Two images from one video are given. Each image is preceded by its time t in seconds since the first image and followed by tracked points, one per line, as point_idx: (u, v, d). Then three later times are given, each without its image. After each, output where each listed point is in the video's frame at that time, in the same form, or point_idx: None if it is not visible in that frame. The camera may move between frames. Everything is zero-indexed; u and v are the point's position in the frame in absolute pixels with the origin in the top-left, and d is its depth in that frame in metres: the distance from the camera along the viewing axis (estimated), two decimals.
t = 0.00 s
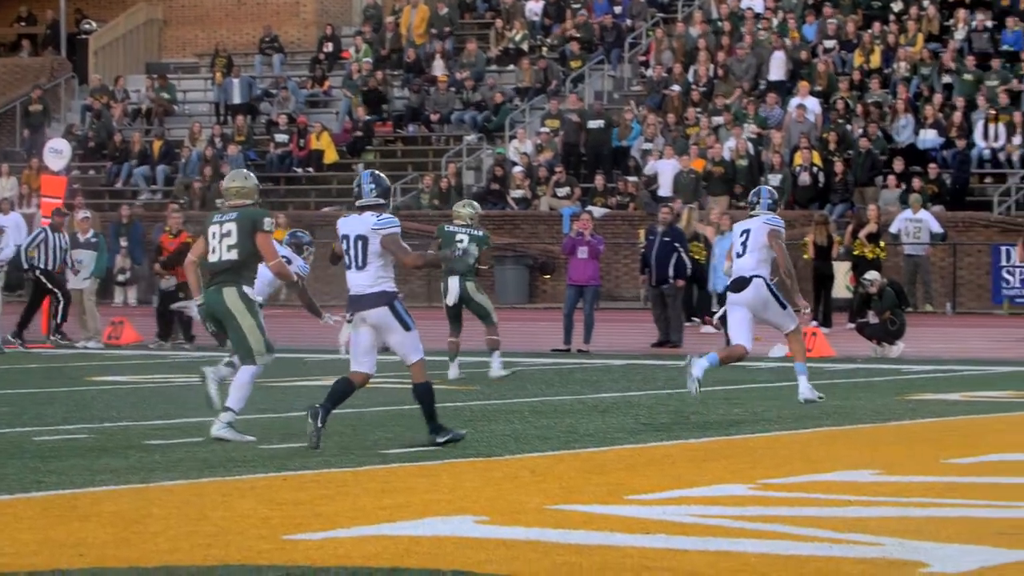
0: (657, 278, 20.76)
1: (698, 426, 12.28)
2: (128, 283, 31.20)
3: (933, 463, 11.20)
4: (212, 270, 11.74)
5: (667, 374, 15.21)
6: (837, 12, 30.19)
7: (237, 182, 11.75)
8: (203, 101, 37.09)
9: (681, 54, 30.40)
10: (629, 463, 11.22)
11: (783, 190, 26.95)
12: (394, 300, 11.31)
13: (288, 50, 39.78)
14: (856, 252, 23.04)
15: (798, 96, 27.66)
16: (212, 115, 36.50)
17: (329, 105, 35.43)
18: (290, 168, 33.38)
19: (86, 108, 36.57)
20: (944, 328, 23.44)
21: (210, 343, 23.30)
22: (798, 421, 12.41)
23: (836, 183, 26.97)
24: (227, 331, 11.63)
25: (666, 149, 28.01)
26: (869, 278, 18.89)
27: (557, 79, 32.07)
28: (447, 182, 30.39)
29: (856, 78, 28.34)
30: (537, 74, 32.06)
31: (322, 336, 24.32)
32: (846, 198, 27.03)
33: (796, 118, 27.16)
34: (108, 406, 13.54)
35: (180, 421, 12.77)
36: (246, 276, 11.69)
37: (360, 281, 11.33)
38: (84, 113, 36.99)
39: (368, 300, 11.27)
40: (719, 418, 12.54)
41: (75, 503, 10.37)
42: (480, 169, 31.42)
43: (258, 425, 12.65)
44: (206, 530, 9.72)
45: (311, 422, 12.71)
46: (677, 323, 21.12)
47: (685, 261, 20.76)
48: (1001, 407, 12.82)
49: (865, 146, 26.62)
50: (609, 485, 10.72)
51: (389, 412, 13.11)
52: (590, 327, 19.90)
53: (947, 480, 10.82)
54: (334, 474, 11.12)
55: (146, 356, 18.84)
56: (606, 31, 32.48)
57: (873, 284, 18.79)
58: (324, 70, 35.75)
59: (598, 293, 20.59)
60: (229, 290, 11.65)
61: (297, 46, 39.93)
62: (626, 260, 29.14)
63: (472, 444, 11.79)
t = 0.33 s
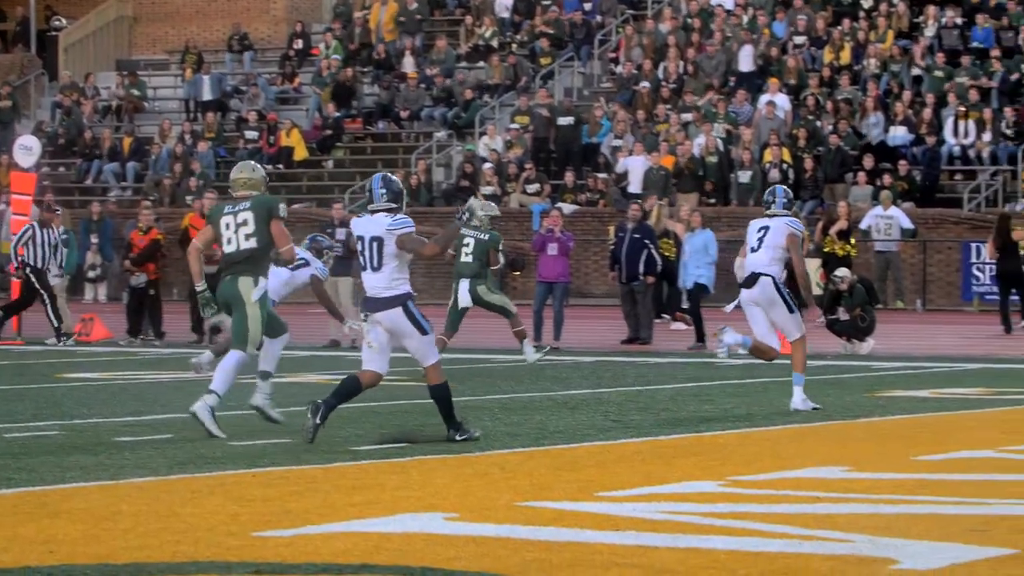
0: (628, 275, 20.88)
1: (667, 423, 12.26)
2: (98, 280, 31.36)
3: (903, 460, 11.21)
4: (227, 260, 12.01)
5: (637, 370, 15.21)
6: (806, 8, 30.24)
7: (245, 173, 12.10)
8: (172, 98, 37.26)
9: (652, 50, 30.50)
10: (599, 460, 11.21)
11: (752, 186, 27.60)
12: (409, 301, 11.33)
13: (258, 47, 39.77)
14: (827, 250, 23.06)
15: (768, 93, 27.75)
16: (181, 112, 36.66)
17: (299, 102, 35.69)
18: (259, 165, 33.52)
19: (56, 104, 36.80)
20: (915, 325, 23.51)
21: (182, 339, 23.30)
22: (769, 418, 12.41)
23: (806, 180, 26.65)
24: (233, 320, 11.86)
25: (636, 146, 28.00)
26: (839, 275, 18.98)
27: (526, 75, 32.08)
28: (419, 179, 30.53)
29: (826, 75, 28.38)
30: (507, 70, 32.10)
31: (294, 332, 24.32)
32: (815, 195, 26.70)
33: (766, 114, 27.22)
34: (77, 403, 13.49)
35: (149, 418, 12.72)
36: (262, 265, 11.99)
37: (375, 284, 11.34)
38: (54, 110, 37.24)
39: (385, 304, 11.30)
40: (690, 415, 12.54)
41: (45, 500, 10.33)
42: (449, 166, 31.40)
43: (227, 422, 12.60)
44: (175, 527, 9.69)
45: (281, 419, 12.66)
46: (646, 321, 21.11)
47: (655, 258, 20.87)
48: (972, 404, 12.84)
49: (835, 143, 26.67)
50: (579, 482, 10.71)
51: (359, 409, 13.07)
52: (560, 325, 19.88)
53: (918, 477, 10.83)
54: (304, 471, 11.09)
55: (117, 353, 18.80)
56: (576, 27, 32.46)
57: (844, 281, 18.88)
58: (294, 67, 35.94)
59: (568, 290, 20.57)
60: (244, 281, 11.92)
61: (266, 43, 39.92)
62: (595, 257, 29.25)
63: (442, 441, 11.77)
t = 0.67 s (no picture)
0: (599, 273, 20.88)
1: (638, 420, 12.27)
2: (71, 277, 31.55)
3: (874, 457, 11.22)
4: (239, 249, 11.94)
5: (608, 367, 15.23)
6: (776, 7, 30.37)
7: (253, 167, 12.10)
8: (144, 95, 37.53)
9: (623, 47, 30.48)
10: (569, 457, 11.21)
11: (724, 183, 27.97)
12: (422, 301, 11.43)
13: (230, 44, 39.84)
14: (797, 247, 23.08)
15: (740, 90, 27.78)
16: (153, 109, 36.94)
17: (270, 100, 35.72)
18: (231, 161, 33.51)
19: (29, 101, 37.08)
20: (885, 321, 23.64)
21: (155, 335, 23.31)
22: (740, 415, 12.42)
23: (776, 177, 27.21)
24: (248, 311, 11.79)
25: (609, 143, 28.08)
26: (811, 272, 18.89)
27: (498, 72, 32.12)
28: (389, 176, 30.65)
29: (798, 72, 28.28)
30: (478, 68, 32.16)
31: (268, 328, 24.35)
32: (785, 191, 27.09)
33: (738, 112, 27.34)
34: (49, 399, 13.44)
35: (120, 415, 12.68)
36: (275, 257, 11.95)
37: (386, 283, 11.45)
38: (27, 106, 37.50)
39: (396, 303, 11.40)
40: (661, 412, 12.55)
41: (16, 497, 10.30)
42: (421, 164, 31.70)
43: (198, 418, 12.58)
44: (145, 524, 9.66)
45: (252, 415, 12.64)
46: (617, 318, 21.20)
47: (626, 255, 20.86)
48: (943, 401, 12.88)
49: (806, 140, 26.71)
50: (550, 479, 10.71)
51: (329, 405, 13.06)
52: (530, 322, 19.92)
53: (889, 474, 10.85)
54: (275, 468, 11.09)
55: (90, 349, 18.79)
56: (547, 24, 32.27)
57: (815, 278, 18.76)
58: (265, 64, 36.14)
59: (539, 286, 20.64)
60: (260, 271, 11.87)
61: (238, 40, 39.94)
62: (567, 253, 29.39)
63: (413, 437, 11.77)
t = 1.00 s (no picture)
0: (566, 269, 20.95)
1: (605, 417, 12.29)
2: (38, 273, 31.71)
3: (840, 455, 11.24)
4: (242, 247, 11.93)
5: (574, 364, 15.26)
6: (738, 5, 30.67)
7: (257, 168, 12.09)
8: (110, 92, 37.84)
9: (589, 44, 30.64)
10: (536, 454, 11.22)
11: (691, 180, 27.99)
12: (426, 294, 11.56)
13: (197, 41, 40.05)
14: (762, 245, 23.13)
15: (706, 86, 28.11)
16: (120, 106, 37.30)
17: (237, 97, 35.89)
18: (197, 159, 33.82)
19: None
20: (851, 317, 23.80)
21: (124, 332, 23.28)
22: (707, 413, 12.45)
23: (744, 173, 27.37)
24: (262, 313, 11.83)
25: (575, 142, 28.27)
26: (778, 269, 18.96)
27: (464, 69, 32.26)
28: (355, 172, 30.79)
29: (765, 69, 28.39)
30: (444, 64, 32.29)
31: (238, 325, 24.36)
32: (753, 189, 27.36)
33: (704, 109, 27.77)
34: (15, 397, 13.39)
35: (86, 412, 12.64)
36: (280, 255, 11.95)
37: (392, 274, 11.59)
38: None
39: (401, 294, 11.52)
40: (628, 409, 12.57)
41: None
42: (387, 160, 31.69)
43: (165, 415, 12.54)
44: (111, 521, 9.63)
45: (218, 413, 12.62)
46: (583, 315, 21.17)
47: (593, 252, 20.94)
48: (909, 398, 12.93)
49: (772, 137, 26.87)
50: (516, 476, 10.70)
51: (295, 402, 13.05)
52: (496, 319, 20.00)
53: (856, 471, 10.87)
54: (242, 465, 11.06)
55: (57, 346, 18.77)
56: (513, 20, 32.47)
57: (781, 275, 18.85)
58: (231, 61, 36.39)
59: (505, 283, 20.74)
60: (265, 270, 11.88)
61: (205, 37, 40.71)
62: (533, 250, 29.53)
63: (378, 434, 11.76)
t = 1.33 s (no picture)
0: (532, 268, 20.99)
1: (572, 415, 12.30)
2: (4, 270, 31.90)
3: (805, 453, 11.27)
4: (243, 253, 11.99)
5: (540, 362, 15.28)
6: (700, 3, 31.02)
7: (262, 175, 12.11)
8: (77, 90, 38.15)
9: (555, 42, 30.77)
10: (502, 452, 11.22)
11: (657, 177, 28.22)
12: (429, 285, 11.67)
13: (163, 39, 40.31)
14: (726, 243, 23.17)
15: (673, 85, 28.37)
16: (86, 104, 37.69)
17: (203, 95, 36.30)
18: (164, 156, 34.51)
19: None
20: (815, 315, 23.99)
21: (92, 330, 23.23)
22: (673, 411, 12.46)
23: (710, 172, 27.46)
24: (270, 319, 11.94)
25: (542, 140, 28.34)
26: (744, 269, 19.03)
27: (430, 67, 32.44)
28: (320, 171, 31.08)
29: (731, 67, 28.56)
30: (410, 62, 32.40)
31: (207, 323, 24.36)
32: (719, 186, 27.47)
33: (669, 107, 27.91)
34: None
35: (52, 411, 12.59)
36: (282, 260, 12.00)
37: (398, 263, 11.66)
38: None
39: (406, 283, 11.62)
40: (594, 407, 12.58)
41: None
42: (353, 159, 32.01)
43: (131, 414, 12.51)
44: (76, 519, 9.60)
45: (184, 411, 12.58)
46: (549, 313, 21.19)
47: (559, 250, 21.02)
48: (876, 396, 12.96)
49: (738, 134, 27.06)
50: (483, 474, 10.70)
51: (260, 400, 13.03)
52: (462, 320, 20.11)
53: (822, 469, 10.89)
54: (208, 463, 11.04)
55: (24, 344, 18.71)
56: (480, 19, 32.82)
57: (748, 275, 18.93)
58: (197, 59, 36.69)
59: (470, 281, 20.81)
60: (268, 274, 11.95)
61: (171, 35, 40.77)
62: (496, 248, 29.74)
63: (344, 432, 11.75)
